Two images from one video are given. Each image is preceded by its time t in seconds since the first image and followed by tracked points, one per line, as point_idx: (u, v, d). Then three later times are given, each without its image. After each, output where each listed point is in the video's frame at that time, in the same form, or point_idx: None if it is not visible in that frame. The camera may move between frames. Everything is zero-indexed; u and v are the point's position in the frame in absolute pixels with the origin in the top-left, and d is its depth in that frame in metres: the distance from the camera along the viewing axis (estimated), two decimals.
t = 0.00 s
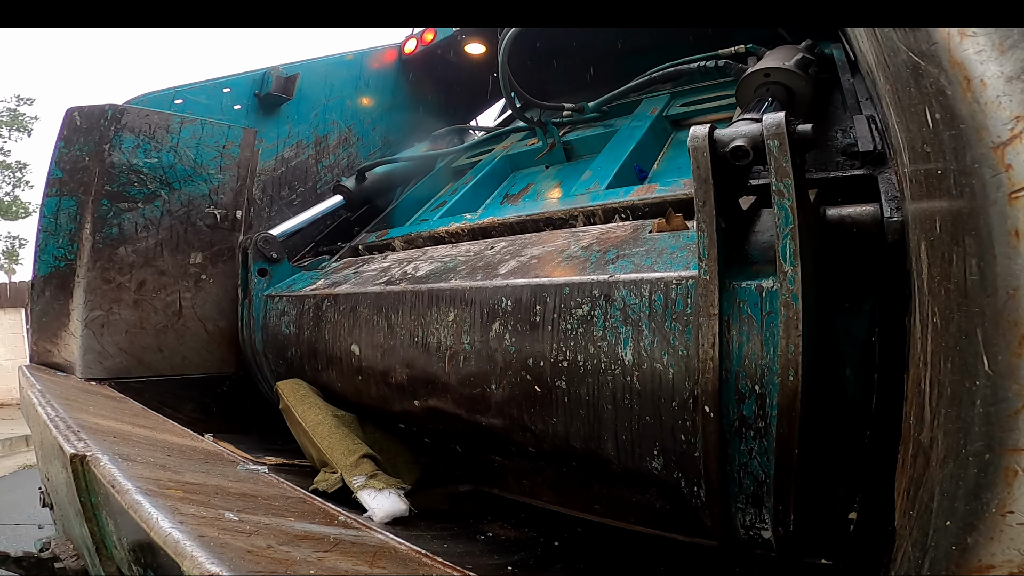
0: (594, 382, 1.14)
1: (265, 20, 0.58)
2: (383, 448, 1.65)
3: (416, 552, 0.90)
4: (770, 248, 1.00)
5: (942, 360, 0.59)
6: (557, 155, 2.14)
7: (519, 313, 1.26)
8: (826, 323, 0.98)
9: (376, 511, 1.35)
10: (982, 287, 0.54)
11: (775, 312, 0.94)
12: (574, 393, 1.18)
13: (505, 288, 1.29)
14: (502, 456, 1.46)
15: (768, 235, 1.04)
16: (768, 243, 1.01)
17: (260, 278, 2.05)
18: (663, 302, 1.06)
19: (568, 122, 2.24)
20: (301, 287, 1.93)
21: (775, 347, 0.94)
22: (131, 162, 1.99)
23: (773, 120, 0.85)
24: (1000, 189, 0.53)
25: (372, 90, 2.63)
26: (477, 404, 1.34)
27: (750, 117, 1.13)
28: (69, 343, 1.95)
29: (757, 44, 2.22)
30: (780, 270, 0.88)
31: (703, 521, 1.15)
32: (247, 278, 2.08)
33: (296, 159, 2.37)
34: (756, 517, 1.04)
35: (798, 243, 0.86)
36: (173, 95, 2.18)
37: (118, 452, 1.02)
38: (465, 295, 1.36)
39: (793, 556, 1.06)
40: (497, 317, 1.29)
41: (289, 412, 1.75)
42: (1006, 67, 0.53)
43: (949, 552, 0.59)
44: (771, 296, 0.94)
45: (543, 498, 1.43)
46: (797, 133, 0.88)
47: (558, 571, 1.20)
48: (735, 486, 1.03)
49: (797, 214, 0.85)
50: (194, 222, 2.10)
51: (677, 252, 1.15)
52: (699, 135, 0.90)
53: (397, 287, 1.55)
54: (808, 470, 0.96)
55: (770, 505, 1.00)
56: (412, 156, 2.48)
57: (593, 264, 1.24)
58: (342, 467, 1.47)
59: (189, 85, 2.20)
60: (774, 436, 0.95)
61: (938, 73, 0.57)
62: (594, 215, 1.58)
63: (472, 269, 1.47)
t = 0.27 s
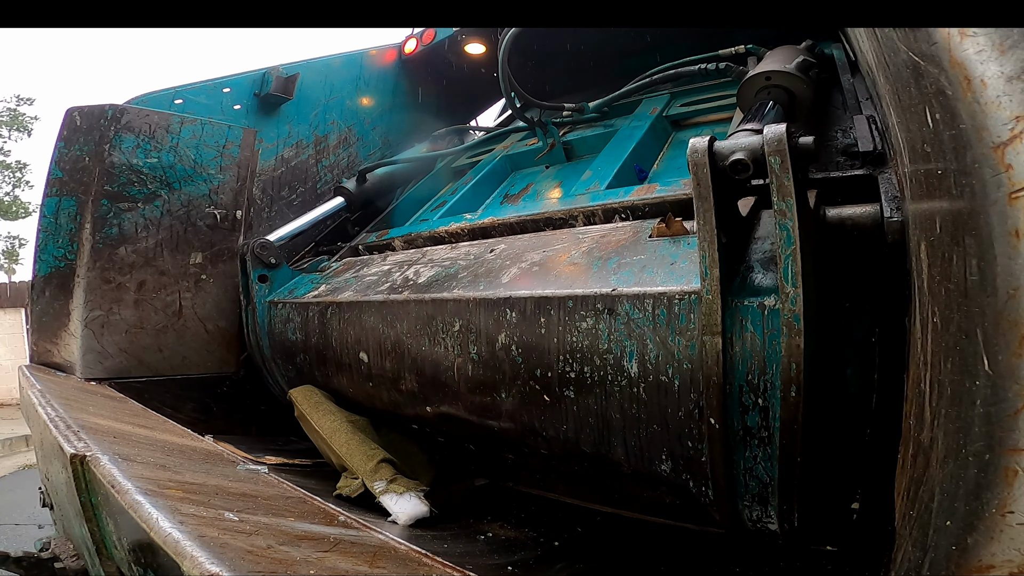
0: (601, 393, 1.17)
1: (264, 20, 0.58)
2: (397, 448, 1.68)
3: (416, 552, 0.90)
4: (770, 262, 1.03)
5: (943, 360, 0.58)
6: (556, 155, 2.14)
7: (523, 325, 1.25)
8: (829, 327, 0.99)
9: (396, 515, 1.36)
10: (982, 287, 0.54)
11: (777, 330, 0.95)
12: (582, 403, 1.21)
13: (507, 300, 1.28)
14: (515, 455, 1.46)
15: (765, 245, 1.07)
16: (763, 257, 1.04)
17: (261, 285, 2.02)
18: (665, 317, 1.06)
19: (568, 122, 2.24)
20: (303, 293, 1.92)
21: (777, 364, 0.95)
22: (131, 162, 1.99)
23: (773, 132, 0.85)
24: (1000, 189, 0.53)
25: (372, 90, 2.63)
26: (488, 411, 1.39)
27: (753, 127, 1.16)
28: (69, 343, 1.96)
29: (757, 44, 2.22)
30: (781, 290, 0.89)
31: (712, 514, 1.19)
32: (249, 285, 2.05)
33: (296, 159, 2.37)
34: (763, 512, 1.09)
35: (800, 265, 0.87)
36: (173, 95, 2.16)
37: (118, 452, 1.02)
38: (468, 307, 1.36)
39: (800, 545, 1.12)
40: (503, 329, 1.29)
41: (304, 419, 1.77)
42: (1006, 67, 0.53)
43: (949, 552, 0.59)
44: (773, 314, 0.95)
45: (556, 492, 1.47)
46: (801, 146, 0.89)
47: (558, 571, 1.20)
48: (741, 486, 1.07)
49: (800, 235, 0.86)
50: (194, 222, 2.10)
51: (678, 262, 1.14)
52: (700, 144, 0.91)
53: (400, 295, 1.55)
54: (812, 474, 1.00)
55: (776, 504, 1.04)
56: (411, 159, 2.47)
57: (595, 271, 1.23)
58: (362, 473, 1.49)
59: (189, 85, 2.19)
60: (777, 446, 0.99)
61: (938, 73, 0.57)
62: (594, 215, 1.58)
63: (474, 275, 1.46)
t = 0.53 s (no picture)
0: (609, 401, 1.21)
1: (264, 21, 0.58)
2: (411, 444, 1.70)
3: (416, 552, 0.90)
4: (772, 274, 1.05)
5: (942, 360, 0.59)
6: (556, 155, 2.15)
7: (530, 336, 1.27)
8: (834, 329, 1.02)
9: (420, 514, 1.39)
10: (982, 287, 0.54)
11: (779, 346, 0.98)
12: (591, 410, 1.24)
13: (512, 311, 1.29)
14: (528, 452, 1.47)
15: (765, 257, 1.09)
16: (765, 268, 1.07)
17: (262, 292, 2.01)
18: (670, 331, 1.08)
19: (568, 122, 2.24)
20: (307, 299, 1.91)
21: (779, 377, 0.99)
22: (131, 162, 1.99)
23: (773, 148, 0.84)
24: (1000, 189, 0.52)
25: (372, 90, 2.63)
26: (500, 415, 1.41)
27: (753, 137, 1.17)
28: (69, 343, 1.96)
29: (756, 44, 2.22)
30: (785, 309, 0.91)
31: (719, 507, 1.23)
32: (250, 291, 2.04)
33: (296, 159, 2.37)
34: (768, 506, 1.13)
35: (801, 287, 0.88)
36: (173, 95, 2.16)
37: (118, 453, 1.02)
38: (474, 316, 1.36)
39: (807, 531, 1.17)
40: (509, 339, 1.30)
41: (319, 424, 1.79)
42: (1006, 67, 0.53)
43: (948, 552, 0.59)
44: (775, 330, 0.98)
45: (569, 484, 1.50)
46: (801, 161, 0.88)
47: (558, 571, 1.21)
48: (746, 485, 1.12)
49: (801, 256, 0.86)
50: (194, 222, 2.10)
51: (680, 271, 1.14)
52: (700, 157, 0.91)
53: (404, 304, 1.54)
54: (815, 472, 1.04)
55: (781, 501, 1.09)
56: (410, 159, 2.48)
57: (597, 278, 1.24)
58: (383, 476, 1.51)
59: (189, 85, 2.19)
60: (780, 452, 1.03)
61: (938, 73, 0.57)
62: (594, 215, 1.58)
63: (473, 280, 1.47)
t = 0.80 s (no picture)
0: (617, 406, 1.24)
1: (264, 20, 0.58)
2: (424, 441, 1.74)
3: (416, 552, 0.90)
4: (774, 283, 1.06)
5: (943, 360, 0.58)
6: (556, 155, 2.14)
7: (535, 346, 1.29)
8: (836, 330, 1.05)
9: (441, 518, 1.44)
10: (982, 288, 0.54)
11: (781, 360, 0.99)
12: (600, 414, 1.28)
13: (517, 320, 1.30)
14: (539, 446, 1.50)
15: (766, 264, 1.11)
16: (767, 277, 1.08)
17: (265, 297, 2.00)
18: (674, 343, 1.09)
19: (568, 122, 2.24)
20: (309, 304, 1.90)
21: (782, 386, 1.02)
22: (131, 162, 1.98)
23: (773, 165, 0.82)
24: (1000, 189, 0.52)
25: (372, 90, 2.63)
26: (511, 419, 1.45)
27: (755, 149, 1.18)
28: (69, 343, 1.95)
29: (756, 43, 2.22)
30: (786, 327, 0.93)
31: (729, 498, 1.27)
32: (252, 298, 2.02)
33: (296, 159, 2.38)
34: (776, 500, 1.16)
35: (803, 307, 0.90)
36: (173, 94, 2.16)
37: (117, 453, 1.02)
38: (481, 325, 1.37)
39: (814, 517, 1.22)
40: (515, 348, 1.32)
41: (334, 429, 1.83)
42: (1006, 67, 0.53)
43: (948, 552, 0.59)
44: (777, 345, 0.99)
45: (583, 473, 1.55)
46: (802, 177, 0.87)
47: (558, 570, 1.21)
48: (754, 483, 1.15)
49: (803, 277, 0.87)
50: (194, 222, 2.10)
51: (682, 281, 1.13)
52: (700, 174, 0.90)
53: (409, 312, 1.53)
54: (818, 469, 1.08)
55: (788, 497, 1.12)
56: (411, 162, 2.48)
57: (599, 285, 1.24)
58: (401, 480, 1.56)
59: (189, 85, 2.18)
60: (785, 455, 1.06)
61: (938, 73, 0.57)
62: (594, 215, 1.58)
63: (474, 285, 1.47)
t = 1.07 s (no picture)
0: (619, 399, 1.25)
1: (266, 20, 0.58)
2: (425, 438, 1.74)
3: (416, 552, 0.90)
4: (773, 277, 1.06)
5: (943, 360, 0.58)
6: (558, 153, 2.15)
7: (538, 340, 1.29)
8: (834, 324, 1.05)
9: (443, 519, 1.44)
10: (983, 288, 0.54)
11: (781, 352, 1.00)
12: (602, 408, 1.29)
13: (519, 314, 1.30)
14: (541, 441, 1.51)
15: (767, 260, 1.10)
16: (767, 272, 1.08)
17: (269, 294, 2.00)
18: (674, 336, 1.10)
19: (570, 121, 2.25)
20: (313, 300, 1.91)
21: (781, 378, 1.02)
22: (131, 162, 1.98)
23: (772, 162, 0.83)
24: (1000, 189, 0.52)
25: (372, 90, 2.64)
26: (515, 414, 1.46)
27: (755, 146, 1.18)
28: (69, 344, 1.95)
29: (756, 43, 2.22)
30: (786, 318, 0.94)
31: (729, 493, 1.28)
32: (256, 294, 2.02)
33: (296, 159, 2.38)
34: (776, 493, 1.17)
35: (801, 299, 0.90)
36: (173, 94, 2.14)
37: (118, 452, 1.02)
38: (483, 320, 1.37)
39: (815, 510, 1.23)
40: (518, 342, 1.33)
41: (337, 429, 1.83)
42: (1006, 67, 0.52)
43: (948, 552, 0.59)
44: (777, 338, 1.00)
45: (585, 467, 1.55)
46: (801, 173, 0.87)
47: (558, 570, 1.21)
48: (753, 475, 1.16)
49: (801, 270, 0.87)
50: (194, 222, 2.10)
51: (683, 275, 1.14)
52: (701, 170, 0.90)
53: (413, 307, 1.54)
54: (817, 461, 1.09)
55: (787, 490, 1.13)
56: (411, 159, 2.50)
57: (601, 280, 1.25)
58: (403, 480, 1.55)
59: (189, 85, 2.17)
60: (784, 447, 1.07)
61: (938, 73, 0.56)
62: (596, 212, 1.58)
63: (477, 281, 1.47)
